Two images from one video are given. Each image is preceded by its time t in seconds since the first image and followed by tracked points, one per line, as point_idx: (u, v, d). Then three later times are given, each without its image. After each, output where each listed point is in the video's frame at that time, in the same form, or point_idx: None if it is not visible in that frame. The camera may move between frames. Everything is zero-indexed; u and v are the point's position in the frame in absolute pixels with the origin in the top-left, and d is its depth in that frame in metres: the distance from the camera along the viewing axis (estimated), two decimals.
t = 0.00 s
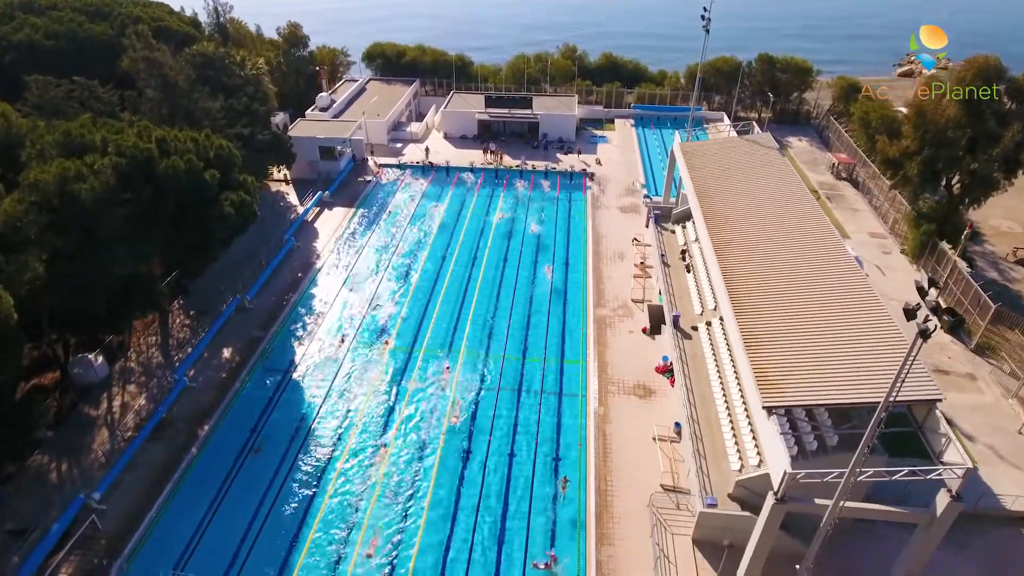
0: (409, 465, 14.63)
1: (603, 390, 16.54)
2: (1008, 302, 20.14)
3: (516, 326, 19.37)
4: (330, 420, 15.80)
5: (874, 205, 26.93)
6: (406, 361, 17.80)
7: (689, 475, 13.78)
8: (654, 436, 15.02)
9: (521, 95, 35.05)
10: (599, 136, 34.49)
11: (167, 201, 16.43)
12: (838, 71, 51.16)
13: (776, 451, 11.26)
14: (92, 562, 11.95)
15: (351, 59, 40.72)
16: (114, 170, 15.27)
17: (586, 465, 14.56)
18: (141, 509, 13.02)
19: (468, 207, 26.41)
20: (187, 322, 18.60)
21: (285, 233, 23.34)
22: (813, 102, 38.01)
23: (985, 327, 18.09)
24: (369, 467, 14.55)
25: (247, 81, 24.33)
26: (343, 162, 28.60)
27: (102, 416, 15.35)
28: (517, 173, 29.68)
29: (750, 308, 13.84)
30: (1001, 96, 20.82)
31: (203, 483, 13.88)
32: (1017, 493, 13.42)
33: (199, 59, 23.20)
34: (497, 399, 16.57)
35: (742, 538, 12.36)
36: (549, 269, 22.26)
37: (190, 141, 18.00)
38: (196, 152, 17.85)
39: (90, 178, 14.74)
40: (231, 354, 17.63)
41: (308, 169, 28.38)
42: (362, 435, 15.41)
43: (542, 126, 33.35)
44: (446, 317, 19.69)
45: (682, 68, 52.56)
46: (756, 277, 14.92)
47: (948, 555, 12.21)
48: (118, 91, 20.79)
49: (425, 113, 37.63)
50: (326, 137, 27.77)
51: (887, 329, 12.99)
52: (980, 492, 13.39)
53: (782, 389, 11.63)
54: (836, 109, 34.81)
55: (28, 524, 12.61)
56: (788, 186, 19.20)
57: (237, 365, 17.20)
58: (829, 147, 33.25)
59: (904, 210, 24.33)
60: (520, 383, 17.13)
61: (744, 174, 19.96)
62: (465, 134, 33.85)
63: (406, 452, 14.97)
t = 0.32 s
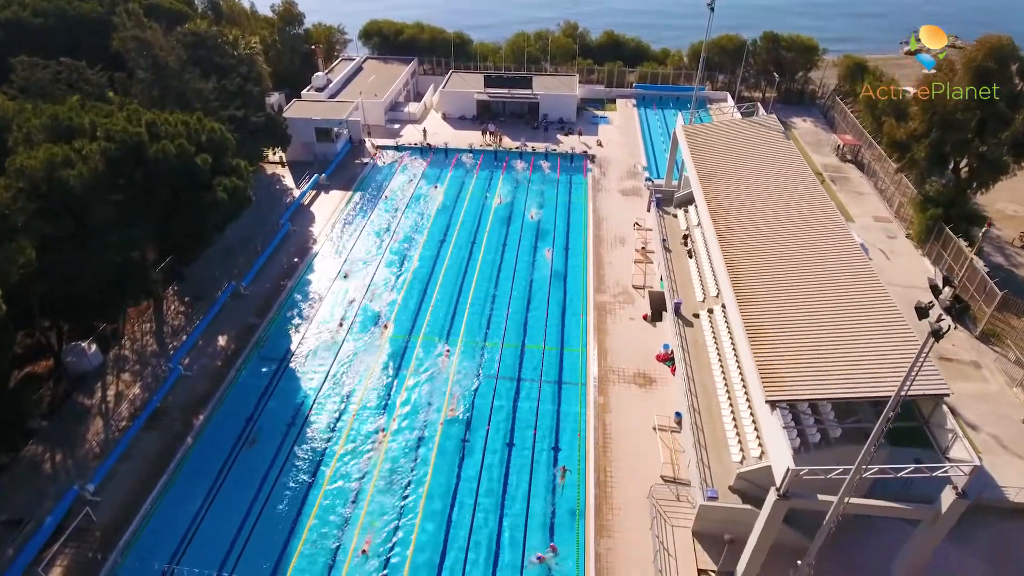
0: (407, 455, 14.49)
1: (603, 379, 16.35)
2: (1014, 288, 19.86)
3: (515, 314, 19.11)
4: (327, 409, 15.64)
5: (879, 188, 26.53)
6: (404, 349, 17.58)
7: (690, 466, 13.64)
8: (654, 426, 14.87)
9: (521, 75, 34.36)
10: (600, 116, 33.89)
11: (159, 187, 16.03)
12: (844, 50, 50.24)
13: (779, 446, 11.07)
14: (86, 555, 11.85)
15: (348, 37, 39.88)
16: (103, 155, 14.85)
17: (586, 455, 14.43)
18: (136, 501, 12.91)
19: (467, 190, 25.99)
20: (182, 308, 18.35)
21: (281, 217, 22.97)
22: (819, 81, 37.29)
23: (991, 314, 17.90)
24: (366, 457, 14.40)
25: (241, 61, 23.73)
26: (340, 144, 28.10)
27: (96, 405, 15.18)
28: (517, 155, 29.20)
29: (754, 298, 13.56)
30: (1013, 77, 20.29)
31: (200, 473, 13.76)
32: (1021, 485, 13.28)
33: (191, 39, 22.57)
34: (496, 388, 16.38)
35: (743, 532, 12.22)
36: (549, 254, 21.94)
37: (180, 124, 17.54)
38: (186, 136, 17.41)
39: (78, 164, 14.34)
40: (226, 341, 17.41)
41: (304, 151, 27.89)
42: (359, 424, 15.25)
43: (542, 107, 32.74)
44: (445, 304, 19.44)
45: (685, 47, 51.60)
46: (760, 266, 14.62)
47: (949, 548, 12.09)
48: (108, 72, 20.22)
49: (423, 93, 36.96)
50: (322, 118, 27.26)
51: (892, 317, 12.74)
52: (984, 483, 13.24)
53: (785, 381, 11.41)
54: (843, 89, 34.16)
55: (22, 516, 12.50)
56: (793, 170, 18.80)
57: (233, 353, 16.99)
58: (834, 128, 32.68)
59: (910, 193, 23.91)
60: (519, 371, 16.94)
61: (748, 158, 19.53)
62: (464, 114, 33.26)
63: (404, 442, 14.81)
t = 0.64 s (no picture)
0: (404, 446, 14.35)
1: (602, 368, 16.15)
2: (1020, 275, 19.58)
3: (514, 302, 18.84)
4: (323, 399, 15.46)
5: (885, 171, 26.11)
6: (401, 338, 17.36)
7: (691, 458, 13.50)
8: (654, 417, 14.71)
9: (521, 54, 33.64)
10: (602, 97, 33.27)
11: (149, 174, 15.64)
12: (851, 28, 49.29)
13: (781, 441, 10.86)
14: (81, 550, 11.74)
15: (344, 15, 38.98)
16: (91, 142, 14.45)
17: (585, 446, 14.29)
18: (131, 493, 12.80)
19: (466, 174, 25.54)
20: (177, 296, 18.11)
21: (276, 202, 22.61)
22: (825, 60, 36.56)
23: (997, 302, 17.67)
24: (364, 448, 14.28)
25: (233, 42, 23.10)
26: (336, 127, 27.58)
27: (90, 396, 15.02)
28: (516, 138, 28.68)
29: (757, 289, 13.26)
30: None
31: (196, 464, 13.67)
32: None
33: (181, 19, 21.93)
34: (494, 378, 16.18)
35: (743, 527, 12.09)
36: (549, 239, 21.61)
37: (171, 108, 16.92)
38: (178, 121, 16.84)
39: (66, 151, 13.95)
40: (222, 330, 17.19)
41: (300, 134, 27.38)
42: (356, 415, 15.08)
43: (542, 87, 32.11)
44: (443, 291, 19.16)
45: (688, 25, 50.58)
46: (763, 255, 14.29)
47: (953, 542, 11.97)
48: (96, 53, 19.65)
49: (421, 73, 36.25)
50: (318, 100, 26.68)
51: (900, 309, 12.40)
52: (988, 474, 13.11)
53: (788, 376, 11.12)
54: (849, 69, 33.49)
55: (16, 509, 12.39)
56: (799, 155, 18.31)
57: (228, 341, 16.79)
58: (839, 109, 32.10)
59: (917, 177, 23.50)
60: (517, 360, 16.74)
61: (752, 142, 19.06)
62: (463, 95, 32.63)
63: (401, 433, 14.65)
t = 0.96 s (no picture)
0: (402, 439, 14.23)
1: (603, 360, 15.97)
2: None
3: (514, 291, 18.60)
4: (320, 391, 15.31)
5: (890, 157, 25.71)
6: (399, 328, 17.16)
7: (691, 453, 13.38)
8: (654, 410, 14.56)
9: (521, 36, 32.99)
10: (603, 81, 32.71)
11: (140, 163, 15.29)
12: (856, 9, 48.42)
13: (784, 440, 10.69)
14: (77, 547, 11.67)
15: None
16: (80, 130, 14.09)
17: (584, 439, 14.17)
18: (127, 488, 12.71)
19: (465, 160, 25.15)
20: (172, 286, 17.89)
21: (273, 189, 22.26)
22: (831, 42, 35.90)
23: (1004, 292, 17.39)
24: (362, 441, 14.16)
25: (226, 25, 22.55)
26: (333, 111, 27.11)
27: (85, 388, 14.86)
28: (516, 123, 28.21)
29: (760, 282, 13.03)
30: None
31: (192, 456, 13.59)
32: None
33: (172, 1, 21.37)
34: (494, 370, 16.01)
35: (744, 522, 11.99)
36: (548, 227, 21.31)
37: (162, 94, 16.47)
38: (170, 108, 16.40)
39: (54, 140, 13.62)
40: (217, 321, 16.99)
41: (296, 119, 26.90)
42: (354, 407, 14.93)
43: (542, 71, 31.55)
44: (441, 280, 18.92)
45: (692, 6, 49.70)
46: (767, 247, 14.03)
47: (955, 538, 11.88)
48: (84, 38, 19.16)
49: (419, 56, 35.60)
50: (314, 84, 26.15)
51: (905, 301, 12.18)
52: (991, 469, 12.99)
53: (791, 373, 10.92)
54: (855, 51, 32.88)
55: (12, 503, 12.30)
56: (804, 143, 17.92)
57: (224, 332, 16.60)
58: (845, 93, 31.58)
59: (923, 163, 23.10)
60: (517, 352, 16.55)
61: (757, 128, 18.65)
62: (462, 79, 32.08)
63: (399, 426, 14.52)
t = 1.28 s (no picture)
0: (400, 432, 14.12)
1: (603, 352, 15.78)
2: None
3: (513, 281, 18.37)
4: (316, 384, 15.17)
5: (896, 142, 25.28)
6: (397, 319, 16.97)
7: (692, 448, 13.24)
8: (655, 404, 14.40)
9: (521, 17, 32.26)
10: (605, 63, 32.10)
11: (131, 151, 14.95)
12: None
13: (786, 439, 10.49)
14: (72, 544, 11.59)
15: None
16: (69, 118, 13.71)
17: (583, 434, 14.03)
18: (122, 483, 12.63)
19: (463, 145, 24.71)
20: (166, 276, 17.65)
21: (268, 176, 21.90)
22: (837, 23, 35.18)
23: (1015, 284, 17.11)
24: (359, 434, 14.04)
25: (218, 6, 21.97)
26: (329, 95, 26.58)
27: (79, 380, 14.71)
28: (515, 106, 27.70)
29: (764, 275, 12.78)
30: None
31: (186, 454, 13.41)
32: None
33: None
34: (492, 362, 15.83)
35: (744, 519, 11.89)
36: (548, 214, 21.00)
37: (152, 81, 15.99)
38: (160, 95, 15.97)
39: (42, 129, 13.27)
40: (213, 312, 16.78)
41: (291, 102, 26.37)
42: (351, 400, 14.79)
43: (543, 53, 30.92)
44: (439, 270, 18.67)
45: None
46: (771, 238, 13.75)
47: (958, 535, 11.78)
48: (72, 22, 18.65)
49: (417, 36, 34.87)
50: (309, 67, 25.58)
51: (913, 296, 11.89)
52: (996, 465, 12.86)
53: (794, 369, 10.73)
54: (862, 33, 32.20)
55: (6, 499, 12.22)
56: (810, 129, 17.49)
57: (220, 324, 16.41)
58: (851, 76, 31.01)
59: (930, 149, 22.69)
60: (515, 343, 16.36)
61: (762, 114, 18.19)
62: (460, 61, 31.44)
63: (396, 418, 14.40)
